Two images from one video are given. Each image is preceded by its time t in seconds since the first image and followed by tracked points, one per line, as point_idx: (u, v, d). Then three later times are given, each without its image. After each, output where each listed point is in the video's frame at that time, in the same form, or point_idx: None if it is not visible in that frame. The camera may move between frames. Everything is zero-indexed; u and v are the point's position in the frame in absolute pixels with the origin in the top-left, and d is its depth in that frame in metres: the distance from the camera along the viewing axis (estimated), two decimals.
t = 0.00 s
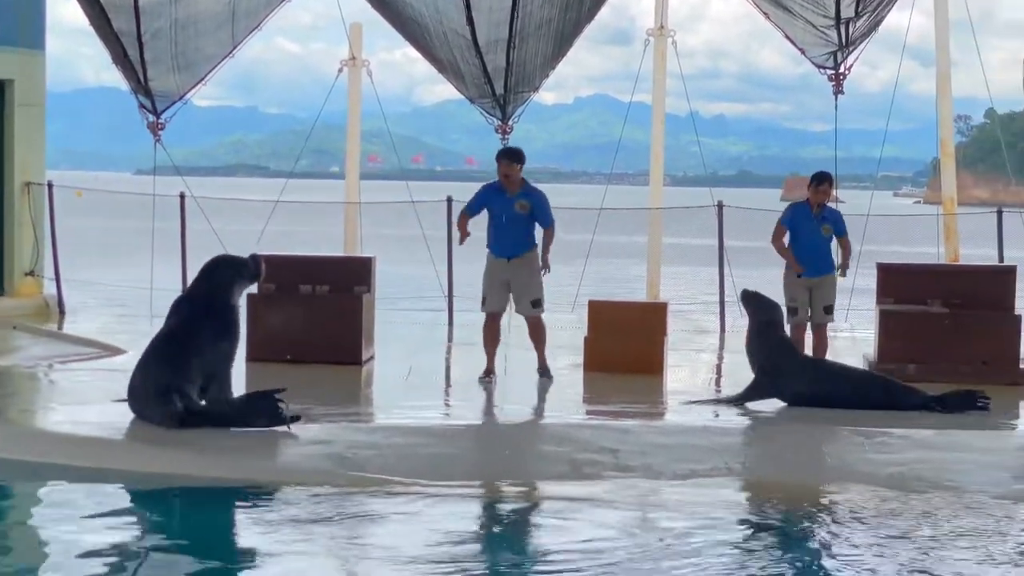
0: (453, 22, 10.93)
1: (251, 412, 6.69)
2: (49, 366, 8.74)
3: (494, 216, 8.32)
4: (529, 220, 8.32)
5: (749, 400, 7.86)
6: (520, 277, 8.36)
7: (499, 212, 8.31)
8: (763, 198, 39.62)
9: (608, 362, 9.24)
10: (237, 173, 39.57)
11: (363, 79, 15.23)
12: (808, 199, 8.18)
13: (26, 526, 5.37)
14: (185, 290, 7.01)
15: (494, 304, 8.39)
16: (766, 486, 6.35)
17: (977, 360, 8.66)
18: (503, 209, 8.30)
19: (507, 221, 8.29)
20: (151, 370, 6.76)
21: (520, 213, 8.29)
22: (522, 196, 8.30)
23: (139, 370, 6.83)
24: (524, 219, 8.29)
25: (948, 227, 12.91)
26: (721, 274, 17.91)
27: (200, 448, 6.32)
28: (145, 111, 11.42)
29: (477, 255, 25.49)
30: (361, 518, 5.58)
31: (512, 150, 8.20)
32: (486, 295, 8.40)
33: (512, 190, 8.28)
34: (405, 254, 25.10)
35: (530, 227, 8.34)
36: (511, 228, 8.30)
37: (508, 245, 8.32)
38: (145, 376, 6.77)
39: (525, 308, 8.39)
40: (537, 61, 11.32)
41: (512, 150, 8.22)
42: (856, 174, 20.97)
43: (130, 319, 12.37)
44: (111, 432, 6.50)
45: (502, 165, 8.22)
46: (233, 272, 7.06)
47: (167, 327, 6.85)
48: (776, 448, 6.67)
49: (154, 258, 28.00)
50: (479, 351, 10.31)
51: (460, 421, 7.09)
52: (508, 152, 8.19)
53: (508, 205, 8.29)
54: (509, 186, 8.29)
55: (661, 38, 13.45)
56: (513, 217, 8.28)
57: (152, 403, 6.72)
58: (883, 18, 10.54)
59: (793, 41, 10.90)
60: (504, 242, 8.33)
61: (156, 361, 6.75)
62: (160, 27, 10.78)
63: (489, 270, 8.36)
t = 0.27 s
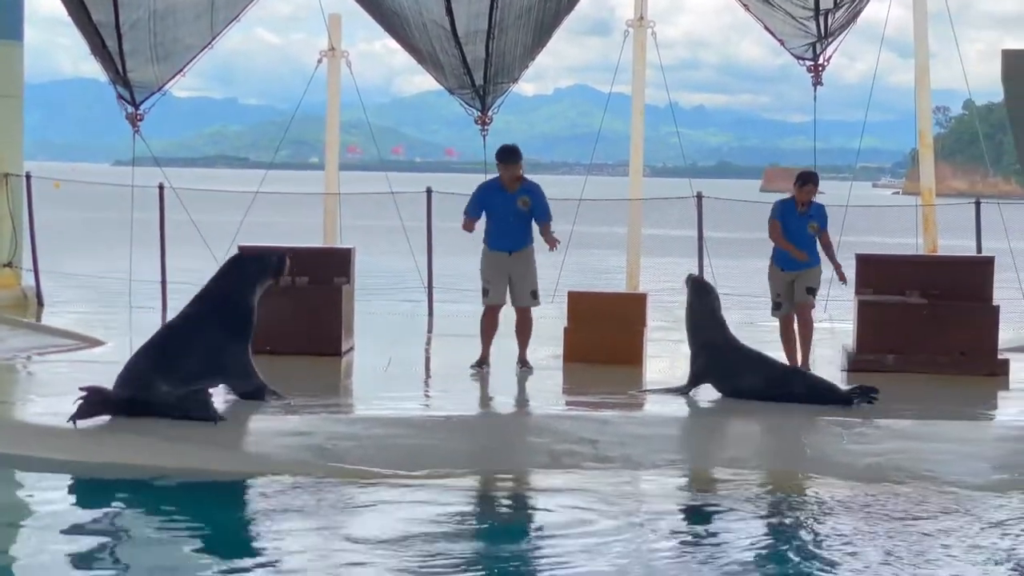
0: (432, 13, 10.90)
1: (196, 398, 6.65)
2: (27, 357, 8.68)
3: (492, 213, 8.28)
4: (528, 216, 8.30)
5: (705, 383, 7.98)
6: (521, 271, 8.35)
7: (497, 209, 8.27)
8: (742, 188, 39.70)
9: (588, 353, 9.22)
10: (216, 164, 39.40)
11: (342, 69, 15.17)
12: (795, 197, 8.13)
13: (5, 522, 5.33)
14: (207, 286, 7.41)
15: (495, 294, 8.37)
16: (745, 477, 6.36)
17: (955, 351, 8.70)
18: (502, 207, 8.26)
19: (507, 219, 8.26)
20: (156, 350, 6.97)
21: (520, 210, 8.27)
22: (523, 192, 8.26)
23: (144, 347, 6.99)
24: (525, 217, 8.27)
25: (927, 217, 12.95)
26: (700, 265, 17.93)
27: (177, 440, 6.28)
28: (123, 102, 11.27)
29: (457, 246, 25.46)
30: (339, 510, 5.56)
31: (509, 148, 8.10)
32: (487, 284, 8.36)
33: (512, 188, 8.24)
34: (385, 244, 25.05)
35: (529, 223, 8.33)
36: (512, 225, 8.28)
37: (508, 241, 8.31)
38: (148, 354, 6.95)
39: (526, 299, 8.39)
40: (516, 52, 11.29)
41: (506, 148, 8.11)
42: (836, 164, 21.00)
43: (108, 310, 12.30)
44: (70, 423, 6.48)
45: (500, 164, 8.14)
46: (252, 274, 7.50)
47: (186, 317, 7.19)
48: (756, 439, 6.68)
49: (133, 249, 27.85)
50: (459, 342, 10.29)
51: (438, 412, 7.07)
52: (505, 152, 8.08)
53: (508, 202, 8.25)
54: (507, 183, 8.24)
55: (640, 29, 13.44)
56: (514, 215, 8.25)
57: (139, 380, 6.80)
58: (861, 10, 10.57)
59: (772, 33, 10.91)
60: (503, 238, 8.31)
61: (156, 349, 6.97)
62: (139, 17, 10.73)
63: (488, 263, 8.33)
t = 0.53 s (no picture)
0: (416, 7, 10.87)
1: (161, 392, 6.72)
2: (8, 353, 8.62)
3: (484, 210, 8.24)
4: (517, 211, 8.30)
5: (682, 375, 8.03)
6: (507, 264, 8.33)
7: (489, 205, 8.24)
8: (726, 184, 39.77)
9: (572, 348, 9.21)
10: (199, 159, 39.24)
11: (326, 64, 15.12)
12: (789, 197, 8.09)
13: None
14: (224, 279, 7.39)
15: (482, 288, 8.36)
16: (729, 471, 6.36)
17: (938, 345, 8.72)
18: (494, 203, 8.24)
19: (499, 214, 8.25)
20: (159, 341, 7.02)
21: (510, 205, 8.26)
22: (514, 190, 8.27)
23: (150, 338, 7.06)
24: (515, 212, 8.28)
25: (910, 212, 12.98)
26: (684, 260, 17.95)
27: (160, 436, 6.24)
28: (107, 96, 11.23)
29: (441, 241, 25.43)
30: (323, 504, 5.54)
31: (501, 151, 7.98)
32: (474, 279, 8.34)
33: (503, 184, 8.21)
34: (368, 239, 24.99)
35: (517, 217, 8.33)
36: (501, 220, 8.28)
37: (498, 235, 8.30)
38: (151, 345, 7.01)
39: (512, 293, 8.37)
40: (500, 46, 11.27)
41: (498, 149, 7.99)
42: (819, 159, 21.04)
43: (91, 305, 12.23)
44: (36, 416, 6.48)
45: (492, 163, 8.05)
46: (271, 269, 7.45)
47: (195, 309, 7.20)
48: (740, 433, 6.68)
49: (115, 244, 27.70)
50: (443, 337, 10.27)
51: (422, 407, 7.05)
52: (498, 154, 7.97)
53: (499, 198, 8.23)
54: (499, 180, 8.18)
55: (624, 24, 13.43)
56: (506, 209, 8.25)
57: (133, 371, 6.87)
58: (845, 5, 10.58)
59: (757, 28, 10.92)
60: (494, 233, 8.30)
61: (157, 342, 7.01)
62: (121, 11, 10.65)
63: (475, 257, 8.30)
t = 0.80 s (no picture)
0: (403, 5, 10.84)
1: (156, 388, 6.78)
2: None
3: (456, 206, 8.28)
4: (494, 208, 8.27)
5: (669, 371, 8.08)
6: (482, 262, 8.30)
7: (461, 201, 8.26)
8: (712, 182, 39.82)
9: (559, 346, 9.21)
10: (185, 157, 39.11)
11: (312, 61, 15.07)
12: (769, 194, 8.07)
13: None
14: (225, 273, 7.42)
15: (451, 283, 8.34)
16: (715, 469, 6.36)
17: (924, 342, 8.74)
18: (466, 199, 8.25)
19: (472, 212, 8.25)
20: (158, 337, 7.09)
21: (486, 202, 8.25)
22: (487, 185, 8.23)
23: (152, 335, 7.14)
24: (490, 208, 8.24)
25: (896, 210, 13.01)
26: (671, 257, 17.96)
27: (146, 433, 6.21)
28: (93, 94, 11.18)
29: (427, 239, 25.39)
30: (309, 502, 5.52)
31: (467, 142, 8.12)
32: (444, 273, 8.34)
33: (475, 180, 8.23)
34: (355, 237, 24.94)
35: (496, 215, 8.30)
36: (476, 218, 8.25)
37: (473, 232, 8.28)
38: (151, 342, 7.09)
39: (485, 292, 8.33)
40: (487, 44, 11.26)
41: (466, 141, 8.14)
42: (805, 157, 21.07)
43: (76, 303, 12.17)
44: (21, 413, 6.47)
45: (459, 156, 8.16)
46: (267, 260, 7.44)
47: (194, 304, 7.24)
48: (727, 432, 6.68)
49: (100, 241, 27.58)
50: (430, 334, 10.25)
51: (409, 406, 7.03)
52: (464, 144, 8.11)
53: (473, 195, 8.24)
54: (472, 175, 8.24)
55: (611, 22, 13.42)
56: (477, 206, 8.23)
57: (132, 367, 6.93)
58: (831, 4, 10.60)
59: (743, 27, 10.92)
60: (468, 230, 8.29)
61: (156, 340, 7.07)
62: (107, 9, 10.59)
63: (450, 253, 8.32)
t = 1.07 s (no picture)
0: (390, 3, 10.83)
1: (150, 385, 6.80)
2: None
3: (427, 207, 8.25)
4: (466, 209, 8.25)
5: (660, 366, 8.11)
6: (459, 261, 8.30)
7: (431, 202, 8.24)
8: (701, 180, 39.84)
9: (546, 343, 9.19)
10: (172, 155, 38.99)
11: (300, 58, 15.03)
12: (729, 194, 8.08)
13: None
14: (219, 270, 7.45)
15: (432, 281, 8.33)
16: (703, 466, 6.36)
17: (911, 339, 8.76)
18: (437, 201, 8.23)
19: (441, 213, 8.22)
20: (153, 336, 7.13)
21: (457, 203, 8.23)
22: (458, 184, 8.23)
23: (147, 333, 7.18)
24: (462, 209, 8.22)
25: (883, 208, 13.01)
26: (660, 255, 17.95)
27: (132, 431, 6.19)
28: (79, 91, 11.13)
29: (416, 237, 25.36)
30: (295, 500, 5.51)
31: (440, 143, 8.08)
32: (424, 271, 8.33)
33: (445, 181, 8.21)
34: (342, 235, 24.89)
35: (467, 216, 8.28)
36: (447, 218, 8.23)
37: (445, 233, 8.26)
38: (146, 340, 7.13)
39: (468, 289, 8.33)
40: (474, 41, 11.24)
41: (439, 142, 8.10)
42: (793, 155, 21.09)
43: (63, 301, 12.12)
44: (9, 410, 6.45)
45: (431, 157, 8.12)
46: (259, 256, 7.47)
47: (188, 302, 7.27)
48: (715, 428, 6.67)
49: (87, 239, 27.48)
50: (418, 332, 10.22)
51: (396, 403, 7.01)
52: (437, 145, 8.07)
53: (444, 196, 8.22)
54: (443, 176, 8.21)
55: (599, 19, 13.41)
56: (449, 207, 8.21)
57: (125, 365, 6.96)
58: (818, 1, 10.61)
59: (731, 24, 10.92)
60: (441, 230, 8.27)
61: (151, 337, 7.10)
62: (94, 5, 10.55)
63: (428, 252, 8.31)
